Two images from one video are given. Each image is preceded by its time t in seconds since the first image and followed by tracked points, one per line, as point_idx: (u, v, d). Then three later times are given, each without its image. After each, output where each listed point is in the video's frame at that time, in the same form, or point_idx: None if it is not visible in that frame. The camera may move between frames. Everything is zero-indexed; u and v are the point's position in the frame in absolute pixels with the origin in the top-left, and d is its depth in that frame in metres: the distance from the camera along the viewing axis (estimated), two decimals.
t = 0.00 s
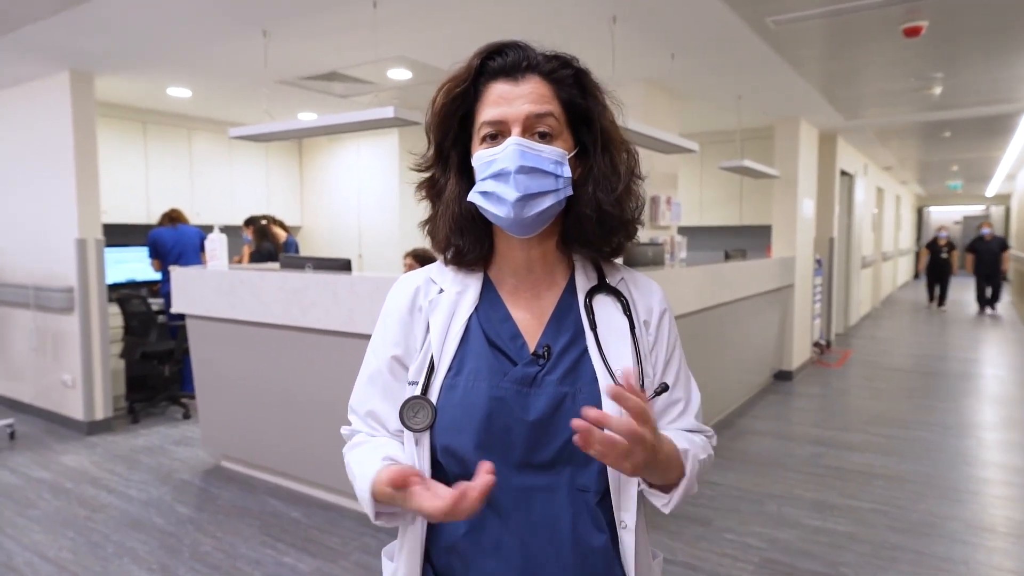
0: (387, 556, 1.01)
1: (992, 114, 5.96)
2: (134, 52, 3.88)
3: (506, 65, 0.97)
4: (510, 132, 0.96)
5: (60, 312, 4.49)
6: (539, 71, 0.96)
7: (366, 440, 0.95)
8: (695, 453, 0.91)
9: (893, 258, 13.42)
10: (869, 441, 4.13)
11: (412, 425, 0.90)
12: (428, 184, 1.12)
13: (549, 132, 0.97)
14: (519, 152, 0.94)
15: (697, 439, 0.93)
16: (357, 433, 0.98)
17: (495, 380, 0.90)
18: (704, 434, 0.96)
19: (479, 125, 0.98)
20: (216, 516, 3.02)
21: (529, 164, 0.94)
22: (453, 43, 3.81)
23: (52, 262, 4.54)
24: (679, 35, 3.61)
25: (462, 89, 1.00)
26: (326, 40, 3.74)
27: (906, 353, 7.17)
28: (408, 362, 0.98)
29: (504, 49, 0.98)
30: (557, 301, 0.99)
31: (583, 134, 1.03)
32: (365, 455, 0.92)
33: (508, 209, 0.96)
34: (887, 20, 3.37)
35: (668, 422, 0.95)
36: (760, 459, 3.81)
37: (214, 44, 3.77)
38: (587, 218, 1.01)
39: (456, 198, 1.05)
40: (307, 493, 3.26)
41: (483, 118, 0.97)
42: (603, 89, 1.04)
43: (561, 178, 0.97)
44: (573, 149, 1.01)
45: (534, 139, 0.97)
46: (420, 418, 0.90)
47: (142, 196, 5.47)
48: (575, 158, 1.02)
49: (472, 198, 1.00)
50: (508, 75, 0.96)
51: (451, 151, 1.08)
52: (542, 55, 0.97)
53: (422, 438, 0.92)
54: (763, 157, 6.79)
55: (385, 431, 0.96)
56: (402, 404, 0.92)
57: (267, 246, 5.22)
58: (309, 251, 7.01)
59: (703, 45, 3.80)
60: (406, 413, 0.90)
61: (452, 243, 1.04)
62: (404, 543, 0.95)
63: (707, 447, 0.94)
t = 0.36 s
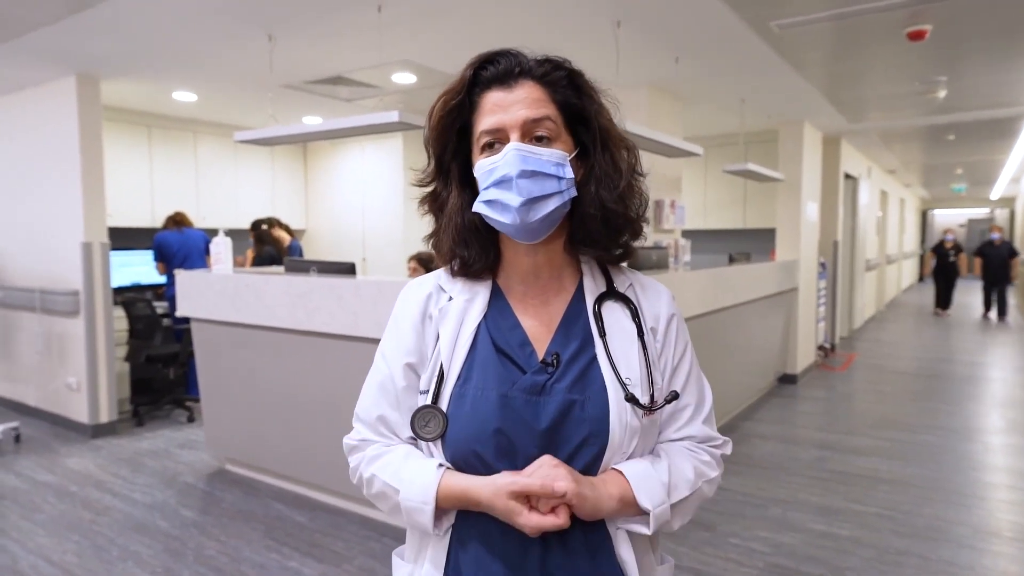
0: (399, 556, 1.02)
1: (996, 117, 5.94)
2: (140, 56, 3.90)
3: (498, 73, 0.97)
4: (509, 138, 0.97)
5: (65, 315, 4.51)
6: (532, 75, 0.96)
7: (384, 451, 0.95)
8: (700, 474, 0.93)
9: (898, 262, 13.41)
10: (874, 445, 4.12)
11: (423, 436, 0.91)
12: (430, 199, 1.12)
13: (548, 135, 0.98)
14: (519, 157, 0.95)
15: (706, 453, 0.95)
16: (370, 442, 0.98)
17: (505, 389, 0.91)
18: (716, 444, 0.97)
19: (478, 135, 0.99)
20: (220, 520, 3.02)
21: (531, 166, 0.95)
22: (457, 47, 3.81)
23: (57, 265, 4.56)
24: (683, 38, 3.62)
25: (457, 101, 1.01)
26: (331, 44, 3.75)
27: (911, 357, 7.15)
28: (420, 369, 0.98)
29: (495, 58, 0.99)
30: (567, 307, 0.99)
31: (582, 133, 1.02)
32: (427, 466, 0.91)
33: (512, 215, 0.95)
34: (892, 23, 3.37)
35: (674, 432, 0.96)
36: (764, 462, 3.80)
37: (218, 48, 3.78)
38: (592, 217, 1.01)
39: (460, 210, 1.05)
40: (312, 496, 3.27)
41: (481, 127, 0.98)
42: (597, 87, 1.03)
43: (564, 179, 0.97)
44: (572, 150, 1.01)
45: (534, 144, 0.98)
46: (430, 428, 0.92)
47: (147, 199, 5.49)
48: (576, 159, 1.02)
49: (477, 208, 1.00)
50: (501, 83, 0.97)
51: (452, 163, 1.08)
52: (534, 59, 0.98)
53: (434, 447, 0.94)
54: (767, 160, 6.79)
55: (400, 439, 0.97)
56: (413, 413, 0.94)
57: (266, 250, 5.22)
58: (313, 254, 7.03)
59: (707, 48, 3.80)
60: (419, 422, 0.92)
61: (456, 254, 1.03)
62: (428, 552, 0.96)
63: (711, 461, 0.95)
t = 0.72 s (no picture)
0: (408, 563, 1.02)
1: (1001, 121, 5.93)
2: (146, 60, 3.92)
3: (492, 81, 0.97)
4: (506, 144, 0.97)
5: (69, 319, 4.52)
6: (525, 80, 0.96)
7: (393, 460, 0.95)
8: (708, 481, 0.93)
9: (902, 265, 13.37)
10: (879, 450, 4.10)
11: (433, 443, 0.91)
12: (433, 210, 1.12)
13: (545, 139, 0.97)
14: (516, 162, 0.95)
15: (715, 459, 0.95)
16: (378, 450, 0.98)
17: (513, 395, 0.91)
18: (725, 449, 0.97)
19: (476, 144, 1.00)
20: (224, 523, 3.03)
21: (527, 171, 0.94)
22: (460, 52, 3.83)
23: (62, 269, 4.57)
24: (687, 42, 3.62)
25: (454, 113, 1.02)
26: (335, 48, 3.76)
27: (916, 361, 7.13)
28: (429, 376, 0.98)
29: (488, 66, 0.99)
30: (575, 311, 0.99)
31: (581, 135, 1.02)
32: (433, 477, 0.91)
33: (515, 222, 0.96)
34: (895, 26, 3.36)
35: (683, 438, 0.96)
36: (768, 467, 3.79)
37: (223, 53, 3.80)
38: (595, 219, 1.00)
39: (463, 220, 1.06)
40: (315, 500, 3.27)
41: (478, 136, 0.98)
42: (593, 87, 1.03)
43: (564, 181, 0.97)
44: (572, 152, 1.01)
45: (531, 147, 0.97)
46: (439, 435, 0.91)
47: (151, 203, 5.51)
48: (575, 162, 1.02)
49: (480, 217, 1.01)
50: (495, 90, 0.97)
51: (453, 175, 1.09)
52: (526, 64, 0.97)
53: (443, 454, 0.94)
54: (770, 163, 6.78)
55: (408, 446, 0.97)
56: (421, 420, 0.94)
57: (270, 254, 5.24)
58: (316, 257, 7.04)
59: (711, 52, 3.80)
60: (427, 430, 0.92)
61: (461, 262, 1.03)
62: (436, 560, 0.96)
63: (720, 466, 0.95)
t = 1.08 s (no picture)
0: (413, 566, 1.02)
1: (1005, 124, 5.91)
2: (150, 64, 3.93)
3: (496, 86, 0.97)
4: (511, 147, 0.97)
5: (73, 322, 4.53)
6: (530, 84, 0.96)
7: (399, 463, 0.95)
8: (714, 483, 0.92)
9: (905, 268, 13.35)
10: (884, 453, 4.08)
11: (439, 445, 0.91)
12: (438, 215, 1.12)
13: (550, 141, 0.97)
14: (521, 165, 0.94)
15: (722, 461, 0.94)
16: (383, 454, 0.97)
17: (519, 397, 0.90)
18: (732, 452, 0.97)
19: (480, 148, 0.99)
20: (226, 526, 3.02)
21: (533, 173, 0.94)
22: (463, 55, 3.83)
23: (67, 271, 4.58)
24: (690, 45, 3.62)
25: (458, 117, 1.01)
26: (338, 51, 3.77)
27: (920, 364, 7.10)
28: (433, 378, 0.97)
29: (492, 71, 0.99)
30: (581, 313, 0.99)
31: (585, 139, 1.02)
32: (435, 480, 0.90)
33: (520, 225, 0.96)
34: (898, 29, 3.36)
35: (689, 440, 0.95)
36: (773, 470, 3.77)
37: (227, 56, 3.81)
38: (601, 222, 1.00)
39: (467, 224, 1.06)
40: (318, 503, 3.26)
41: (483, 140, 0.98)
42: (597, 91, 1.03)
43: (569, 184, 0.97)
44: (577, 156, 1.01)
45: (536, 150, 0.97)
46: (445, 437, 0.91)
47: (155, 206, 5.52)
48: (580, 164, 1.02)
49: (486, 221, 1.00)
50: (500, 95, 0.97)
51: (458, 178, 1.08)
52: (530, 69, 0.98)
53: (449, 457, 0.93)
54: (773, 166, 6.78)
55: (414, 449, 0.97)
56: (427, 423, 0.93)
57: (274, 256, 5.25)
58: (319, 260, 7.04)
59: (714, 55, 3.79)
60: (432, 432, 0.91)
61: (466, 265, 1.03)
62: (441, 563, 0.95)
63: (728, 468, 0.94)
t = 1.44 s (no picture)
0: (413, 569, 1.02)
1: (1007, 125, 5.91)
2: (153, 66, 3.94)
3: (505, 83, 0.98)
4: (517, 146, 0.97)
5: (76, 324, 4.54)
6: (539, 84, 0.96)
7: (398, 463, 0.95)
8: (717, 485, 0.92)
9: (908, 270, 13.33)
10: (886, 456, 4.07)
11: (439, 446, 0.91)
12: (439, 212, 1.12)
13: (556, 142, 0.97)
14: (527, 164, 0.94)
15: (723, 462, 0.94)
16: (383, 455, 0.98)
17: (520, 399, 0.90)
18: (733, 454, 0.97)
19: (487, 146, 0.99)
20: (228, 528, 3.02)
21: (539, 173, 0.95)
22: (465, 57, 3.84)
23: (70, 274, 4.58)
24: (691, 47, 3.62)
25: (465, 113, 1.01)
26: (341, 54, 3.78)
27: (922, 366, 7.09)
28: (434, 380, 0.97)
29: (501, 68, 0.99)
30: (581, 316, 0.98)
31: (591, 141, 1.02)
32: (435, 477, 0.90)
33: (524, 225, 0.95)
34: (900, 31, 3.35)
35: (691, 443, 0.95)
36: (775, 473, 3.77)
37: (230, 58, 3.82)
38: (603, 226, 1.00)
39: (470, 222, 1.05)
40: (320, 505, 3.26)
41: (489, 138, 0.98)
42: (604, 94, 1.04)
43: (574, 186, 0.97)
44: (582, 158, 1.01)
45: (542, 151, 0.97)
46: (446, 438, 0.91)
47: (157, 208, 5.53)
48: (585, 167, 1.02)
49: (488, 219, 1.00)
50: (508, 93, 0.97)
51: (461, 175, 1.08)
52: (539, 68, 0.98)
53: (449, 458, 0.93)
54: (775, 168, 6.78)
55: (414, 451, 0.97)
56: (428, 424, 0.93)
57: (276, 258, 5.26)
58: (321, 263, 7.05)
59: (715, 57, 3.80)
60: (433, 433, 0.91)
61: (467, 266, 1.03)
62: (441, 563, 0.95)
63: (729, 469, 0.94)
